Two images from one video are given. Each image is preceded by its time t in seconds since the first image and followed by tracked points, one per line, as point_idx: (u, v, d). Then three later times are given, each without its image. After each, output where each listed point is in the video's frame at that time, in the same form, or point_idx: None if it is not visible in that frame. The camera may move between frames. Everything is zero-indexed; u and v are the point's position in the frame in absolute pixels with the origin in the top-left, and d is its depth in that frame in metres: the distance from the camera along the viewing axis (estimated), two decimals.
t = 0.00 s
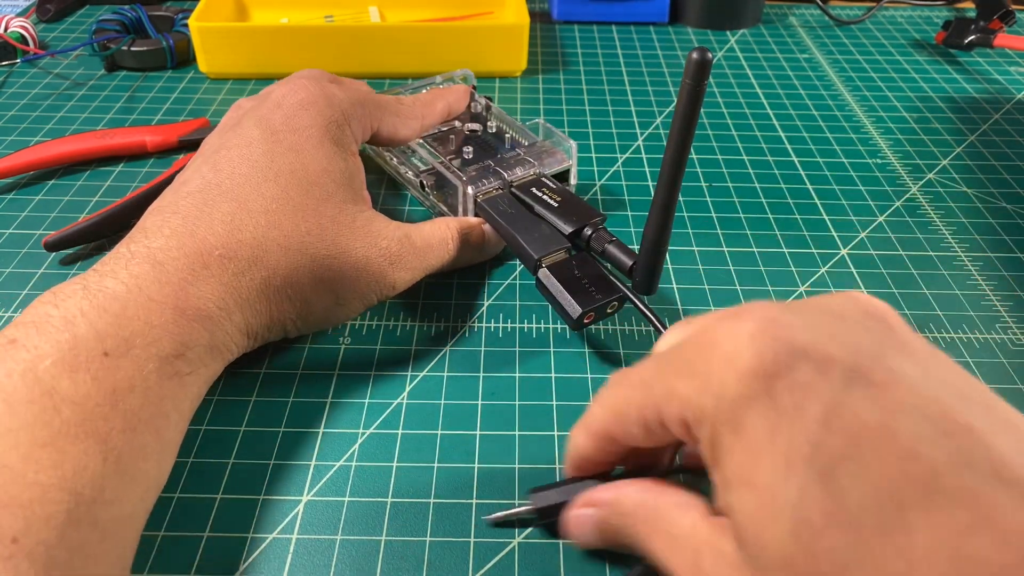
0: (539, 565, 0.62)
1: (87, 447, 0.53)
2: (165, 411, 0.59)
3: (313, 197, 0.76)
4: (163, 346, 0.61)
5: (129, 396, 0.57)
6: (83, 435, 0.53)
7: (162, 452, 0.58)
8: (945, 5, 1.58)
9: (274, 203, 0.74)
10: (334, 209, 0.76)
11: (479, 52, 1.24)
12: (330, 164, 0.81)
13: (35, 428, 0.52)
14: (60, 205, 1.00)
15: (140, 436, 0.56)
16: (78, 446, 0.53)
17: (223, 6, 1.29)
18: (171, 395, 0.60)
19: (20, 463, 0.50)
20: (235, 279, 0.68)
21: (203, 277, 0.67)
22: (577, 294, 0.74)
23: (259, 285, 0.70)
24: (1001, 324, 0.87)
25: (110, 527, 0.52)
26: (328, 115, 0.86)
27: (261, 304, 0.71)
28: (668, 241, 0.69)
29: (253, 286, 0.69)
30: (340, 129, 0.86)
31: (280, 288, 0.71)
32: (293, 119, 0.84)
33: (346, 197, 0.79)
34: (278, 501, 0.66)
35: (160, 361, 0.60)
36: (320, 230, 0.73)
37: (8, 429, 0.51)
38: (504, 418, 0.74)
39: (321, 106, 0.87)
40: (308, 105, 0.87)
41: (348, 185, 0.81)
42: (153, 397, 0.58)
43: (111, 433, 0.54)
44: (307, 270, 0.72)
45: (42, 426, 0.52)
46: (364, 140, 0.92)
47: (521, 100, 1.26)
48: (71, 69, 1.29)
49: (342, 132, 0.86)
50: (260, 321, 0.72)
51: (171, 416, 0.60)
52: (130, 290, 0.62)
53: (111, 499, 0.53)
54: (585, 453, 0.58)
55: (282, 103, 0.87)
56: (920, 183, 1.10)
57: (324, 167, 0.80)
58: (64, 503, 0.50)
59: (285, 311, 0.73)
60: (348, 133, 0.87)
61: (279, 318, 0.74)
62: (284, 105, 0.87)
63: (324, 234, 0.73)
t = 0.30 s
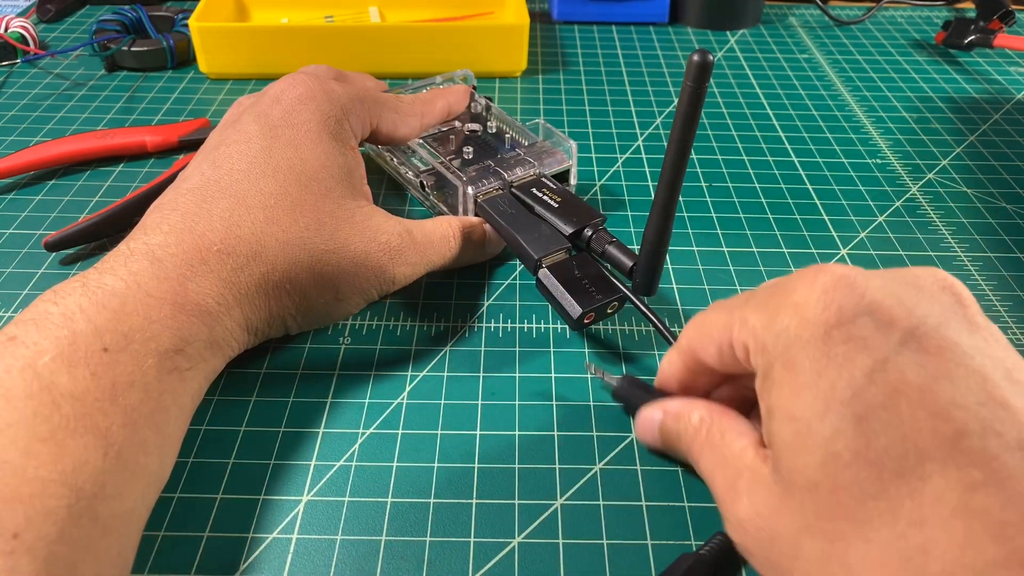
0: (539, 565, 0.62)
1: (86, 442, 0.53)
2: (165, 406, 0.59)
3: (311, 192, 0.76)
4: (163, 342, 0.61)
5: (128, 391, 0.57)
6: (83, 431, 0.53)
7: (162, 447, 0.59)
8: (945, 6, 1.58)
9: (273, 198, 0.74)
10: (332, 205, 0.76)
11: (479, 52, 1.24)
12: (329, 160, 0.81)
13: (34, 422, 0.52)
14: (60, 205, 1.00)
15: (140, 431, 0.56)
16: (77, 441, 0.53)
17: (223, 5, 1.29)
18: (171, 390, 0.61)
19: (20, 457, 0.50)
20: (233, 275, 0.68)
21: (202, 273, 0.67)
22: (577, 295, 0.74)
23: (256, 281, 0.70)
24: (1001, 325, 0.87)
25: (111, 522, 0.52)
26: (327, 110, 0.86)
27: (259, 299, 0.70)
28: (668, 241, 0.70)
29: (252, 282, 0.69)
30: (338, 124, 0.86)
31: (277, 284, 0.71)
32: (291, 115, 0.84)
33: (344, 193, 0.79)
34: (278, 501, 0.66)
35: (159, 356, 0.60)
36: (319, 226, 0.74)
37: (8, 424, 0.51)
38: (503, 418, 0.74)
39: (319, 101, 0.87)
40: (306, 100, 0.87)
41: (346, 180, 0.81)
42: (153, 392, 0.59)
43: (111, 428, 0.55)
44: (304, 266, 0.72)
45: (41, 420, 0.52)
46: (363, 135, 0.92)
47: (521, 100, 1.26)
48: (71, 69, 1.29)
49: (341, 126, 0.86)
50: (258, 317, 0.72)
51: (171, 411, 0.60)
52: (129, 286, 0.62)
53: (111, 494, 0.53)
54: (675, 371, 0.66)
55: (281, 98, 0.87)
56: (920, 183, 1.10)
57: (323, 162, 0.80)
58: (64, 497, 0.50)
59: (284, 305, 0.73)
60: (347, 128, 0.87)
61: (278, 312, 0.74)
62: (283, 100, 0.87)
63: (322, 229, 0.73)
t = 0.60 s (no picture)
0: (539, 565, 0.62)
1: (84, 441, 0.53)
2: (162, 405, 0.59)
3: (308, 191, 0.76)
4: (160, 340, 0.61)
5: (125, 390, 0.57)
6: (80, 429, 0.53)
7: (160, 445, 0.59)
8: (945, 6, 1.58)
9: (270, 197, 0.74)
10: (329, 203, 0.76)
11: (479, 52, 1.24)
12: (325, 158, 0.81)
13: (30, 422, 0.52)
14: (60, 205, 1.00)
15: (137, 430, 0.57)
16: (75, 441, 0.53)
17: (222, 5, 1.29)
18: (168, 389, 0.61)
19: (17, 456, 0.50)
20: (230, 274, 0.68)
21: (199, 271, 0.67)
22: (577, 295, 0.74)
23: (254, 279, 0.70)
24: (1001, 324, 0.87)
25: (108, 521, 0.52)
26: (324, 109, 0.86)
27: (256, 297, 0.70)
28: (668, 241, 0.69)
29: (249, 280, 0.69)
30: (335, 123, 0.86)
31: (275, 282, 0.71)
32: (288, 114, 0.84)
33: (341, 191, 0.79)
34: (278, 500, 0.66)
35: (156, 355, 0.60)
36: (316, 224, 0.74)
37: (4, 423, 0.51)
38: (503, 418, 0.74)
39: (316, 100, 0.87)
40: (304, 99, 0.87)
41: (343, 178, 0.81)
42: (149, 390, 0.59)
43: (108, 427, 0.55)
44: (302, 264, 0.72)
45: (37, 419, 0.52)
46: (361, 134, 0.92)
47: (521, 100, 1.26)
48: (71, 69, 1.29)
49: (338, 125, 0.86)
50: (256, 315, 0.72)
51: (168, 410, 0.60)
52: (126, 285, 0.62)
53: (108, 493, 0.53)
54: (687, 342, 0.67)
55: (278, 97, 0.87)
56: (920, 183, 1.10)
57: (319, 161, 0.80)
58: (61, 497, 0.50)
59: (281, 303, 0.73)
60: (344, 127, 0.87)
61: (275, 311, 0.73)
62: (280, 99, 0.87)
63: (319, 227, 0.73)
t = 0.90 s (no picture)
0: (539, 566, 0.62)
1: (83, 440, 0.53)
2: (161, 405, 0.59)
3: (307, 190, 0.76)
4: (159, 340, 0.61)
5: (125, 389, 0.57)
6: (80, 429, 0.53)
7: (159, 445, 0.59)
8: (945, 6, 1.58)
9: (270, 197, 0.74)
10: (329, 203, 0.76)
11: (479, 52, 1.24)
12: (325, 158, 0.81)
13: (30, 421, 0.52)
14: (60, 205, 1.00)
15: (137, 429, 0.57)
16: (74, 440, 0.53)
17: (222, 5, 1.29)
18: (167, 389, 0.61)
19: (17, 456, 0.50)
20: (229, 273, 0.68)
21: (198, 270, 0.67)
22: (577, 294, 0.74)
23: (253, 279, 0.70)
24: (1001, 324, 0.87)
25: (107, 522, 0.52)
26: (324, 109, 0.86)
27: (256, 297, 0.70)
28: (668, 242, 0.70)
29: (249, 280, 0.69)
30: (335, 122, 0.86)
31: (275, 282, 0.71)
32: (288, 113, 0.84)
33: (341, 190, 0.79)
34: (278, 500, 0.66)
35: (156, 354, 0.60)
36: (316, 224, 0.74)
37: (4, 423, 0.52)
38: (502, 418, 0.74)
39: (316, 100, 0.87)
40: (304, 99, 0.87)
41: (343, 178, 0.81)
42: (148, 390, 0.59)
43: (108, 427, 0.55)
44: (302, 264, 0.72)
45: (36, 418, 0.52)
46: (361, 134, 0.92)
47: (521, 99, 1.26)
48: (71, 69, 1.29)
49: (338, 125, 0.86)
50: (256, 315, 0.72)
51: (168, 409, 0.60)
52: (125, 285, 0.62)
53: (108, 493, 0.53)
54: (690, 336, 0.67)
55: (278, 97, 0.87)
56: (919, 183, 1.10)
57: (319, 161, 0.80)
58: (61, 497, 0.50)
59: (281, 303, 0.73)
60: (343, 126, 0.87)
61: (275, 311, 0.73)
62: (280, 99, 0.87)
63: (318, 227, 0.73)
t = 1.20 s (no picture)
0: (539, 566, 0.62)
1: (84, 440, 0.53)
2: (161, 405, 0.59)
3: (307, 190, 0.76)
4: (160, 340, 0.61)
5: (125, 389, 0.57)
6: (80, 429, 0.53)
7: (159, 445, 0.59)
8: (945, 6, 1.58)
9: (270, 197, 0.74)
10: (329, 203, 0.76)
11: (479, 52, 1.24)
12: (325, 158, 0.81)
13: (30, 421, 0.52)
14: (60, 205, 1.00)
15: (137, 429, 0.57)
16: (75, 440, 0.53)
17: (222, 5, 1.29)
18: (167, 389, 0.61)
19: (17, 457, 0.50)
20: (229, 273, 0.68)
21: (197, 270, 0.67)
22: (578, 291, 0.74)
23: (253, 279, 0.70)
24: (1001, 324, 0.87)
25: (108, 522, 0.52)
26: (324, 109, 0.86)
27: (256, 297, 0.70)
28: (668, 241, 0.69)
29: (248, 280, 0.69)
30: (335, 122, 0.86)
31: (274, 282, 0.71)
32: (288, 113, 0.84)
33: (340, 190, 0.79)
34: (277, 500, 0.66)
35: (156, 355, 0.60)
36: (315, 224, 0.74)
37: (4, 423, 0.51)
38: (503, 419, 0.74)
39: (316, 100, 0.87)
40: (304, 99, 0.87)
41: (342, 178, 0.81)
42: (149, 390, 0.59)
43: (108, 427, 0.55)
44: (301, 264, 0.72)
45: (37, 418, 0.52)
46: (360, 134, 0.92)
47: (521, 100, 1.26)
48: (71, 69, 1.29)
49: (338, 125, 0.86)
50: (255, 315, 0.72)
51: (168, 409, 0.60)
52: (125, 285, 0.62)
53: (108, 493, 0.53)
54: (687, 323, 0.66)
55: (278, 97, 0.87)
56: (920, 183, 1.10)
57: (319, 161, 0.80)
58: (61, 497, 0.50)
59: (280, 302, 0.73)
60: (343, 126, 0.87)
61: (274, 310, 0.73)
62: (280, 99, 0.87)
63: (318, 226, 0.73)
